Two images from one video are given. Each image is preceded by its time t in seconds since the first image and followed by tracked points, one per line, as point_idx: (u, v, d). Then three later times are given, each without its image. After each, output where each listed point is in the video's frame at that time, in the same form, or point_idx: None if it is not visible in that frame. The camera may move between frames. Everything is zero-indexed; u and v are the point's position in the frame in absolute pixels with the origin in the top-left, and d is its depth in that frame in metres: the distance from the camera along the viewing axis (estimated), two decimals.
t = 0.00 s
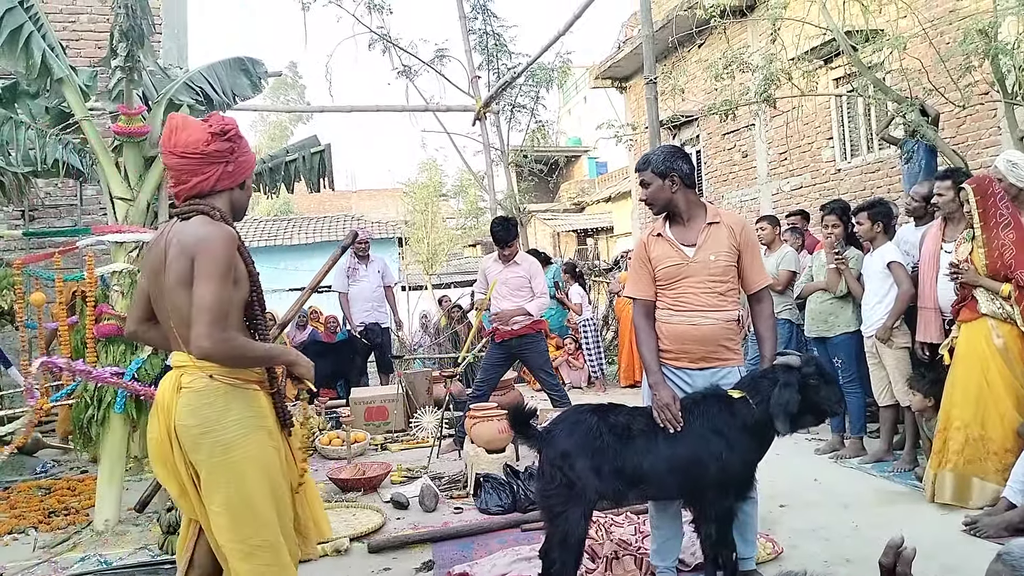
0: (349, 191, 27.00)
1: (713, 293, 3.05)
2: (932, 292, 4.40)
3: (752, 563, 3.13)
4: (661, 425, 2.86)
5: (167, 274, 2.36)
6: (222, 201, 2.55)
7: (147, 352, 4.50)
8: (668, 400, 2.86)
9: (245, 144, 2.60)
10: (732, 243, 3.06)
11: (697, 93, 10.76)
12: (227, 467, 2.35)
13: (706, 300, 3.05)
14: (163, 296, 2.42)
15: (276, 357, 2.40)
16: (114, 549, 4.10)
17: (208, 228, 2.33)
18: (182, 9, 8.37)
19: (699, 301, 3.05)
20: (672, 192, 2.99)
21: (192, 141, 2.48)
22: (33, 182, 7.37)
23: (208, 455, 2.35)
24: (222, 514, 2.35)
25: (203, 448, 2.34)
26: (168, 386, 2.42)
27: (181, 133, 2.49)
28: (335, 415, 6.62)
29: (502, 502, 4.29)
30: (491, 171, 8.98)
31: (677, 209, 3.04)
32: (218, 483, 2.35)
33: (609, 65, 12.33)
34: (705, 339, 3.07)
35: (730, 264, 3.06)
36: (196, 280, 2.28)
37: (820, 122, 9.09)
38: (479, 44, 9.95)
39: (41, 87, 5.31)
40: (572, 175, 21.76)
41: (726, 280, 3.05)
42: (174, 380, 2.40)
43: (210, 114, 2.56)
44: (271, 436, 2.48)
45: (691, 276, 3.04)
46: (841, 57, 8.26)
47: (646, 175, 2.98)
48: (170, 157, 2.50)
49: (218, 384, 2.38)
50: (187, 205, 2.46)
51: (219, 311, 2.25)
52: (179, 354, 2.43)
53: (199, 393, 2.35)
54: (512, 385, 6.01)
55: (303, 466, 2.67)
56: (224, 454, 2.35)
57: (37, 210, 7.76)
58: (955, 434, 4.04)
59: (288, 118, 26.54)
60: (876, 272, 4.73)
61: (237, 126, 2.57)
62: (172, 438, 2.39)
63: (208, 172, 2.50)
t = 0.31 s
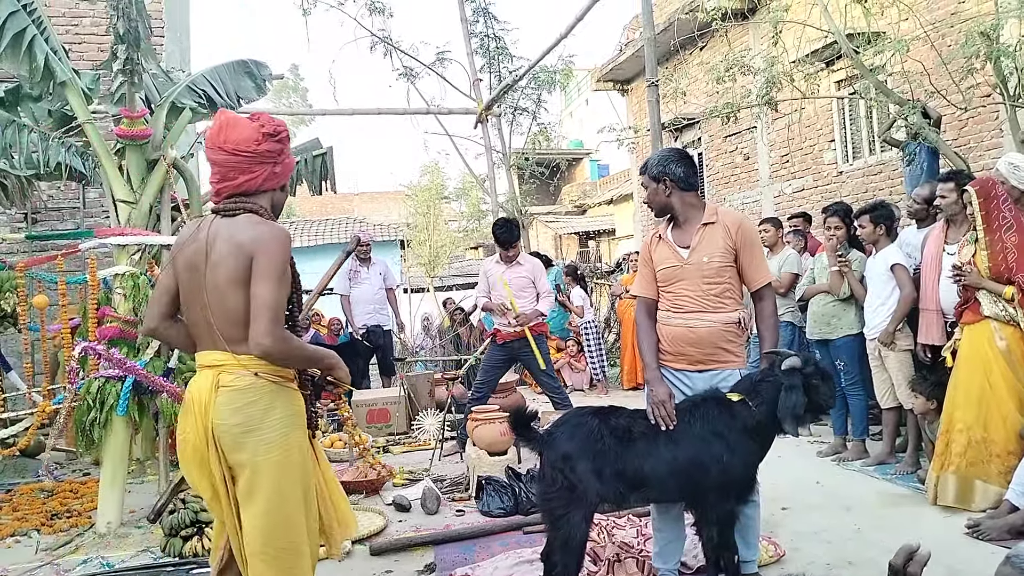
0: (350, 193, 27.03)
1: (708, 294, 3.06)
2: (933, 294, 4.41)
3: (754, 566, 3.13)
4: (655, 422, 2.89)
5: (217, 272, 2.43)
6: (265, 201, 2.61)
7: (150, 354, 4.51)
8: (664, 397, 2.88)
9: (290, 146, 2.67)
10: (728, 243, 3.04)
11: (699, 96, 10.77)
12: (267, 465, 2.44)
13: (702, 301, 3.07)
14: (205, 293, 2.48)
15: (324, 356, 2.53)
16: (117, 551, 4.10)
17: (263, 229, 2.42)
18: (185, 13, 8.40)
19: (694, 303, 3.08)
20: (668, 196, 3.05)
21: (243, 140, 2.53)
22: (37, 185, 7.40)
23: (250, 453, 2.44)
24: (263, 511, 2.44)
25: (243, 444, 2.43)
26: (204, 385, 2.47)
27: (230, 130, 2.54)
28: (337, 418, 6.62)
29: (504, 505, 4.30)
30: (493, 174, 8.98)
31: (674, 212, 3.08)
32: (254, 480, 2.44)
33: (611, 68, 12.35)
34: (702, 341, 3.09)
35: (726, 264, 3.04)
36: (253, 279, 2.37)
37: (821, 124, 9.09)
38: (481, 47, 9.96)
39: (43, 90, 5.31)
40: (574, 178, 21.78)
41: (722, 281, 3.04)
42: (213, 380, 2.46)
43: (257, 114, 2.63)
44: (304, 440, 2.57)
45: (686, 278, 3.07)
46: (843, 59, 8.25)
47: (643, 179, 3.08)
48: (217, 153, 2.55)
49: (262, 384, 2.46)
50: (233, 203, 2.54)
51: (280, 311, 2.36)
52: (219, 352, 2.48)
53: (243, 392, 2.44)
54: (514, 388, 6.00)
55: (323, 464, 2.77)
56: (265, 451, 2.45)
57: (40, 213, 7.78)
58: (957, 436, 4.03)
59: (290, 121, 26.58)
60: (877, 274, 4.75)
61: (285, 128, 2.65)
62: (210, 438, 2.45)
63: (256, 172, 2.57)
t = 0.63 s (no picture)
0: (349, 193, 27.03)
1: (705, 292, 3.07)
2: (931, 291, 4.40)
3: (753, 563, 3.13)
4: (650, 419, 2.91)
5: (249, 268, 2.49)
6: (287, 200, 2.69)
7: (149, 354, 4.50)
8: (658, 394, 2.91)
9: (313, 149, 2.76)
10: (725, 241, 3.03)
11: (697, 94, 10.77)
12: (287, 463, 2.51)
13: (698, 299, 3.08)
14: (232, 291, 2.53)
15: (347, 358, 2.60)
16: (116, 551, 4.10)
17: (299, 229, 2.51)
18: (182, 13, 8.39)
19: (691, 301, 3.10)
20: (666, 194, 3.07)
21: (275, 140, 2.60)
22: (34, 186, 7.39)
23: (271, 452, 2.50)
24: (283, 508, 2.50)
25: (264, 441, 2.49)
26: (223, 384, 2.51)
27: (262, 129, 2.60)
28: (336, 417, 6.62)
29: (503, 503, 4.30)
30: (492, 173, 8.98)
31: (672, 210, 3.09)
32: (271, 477, 2.50)
33: (609, 66, 12.35)
34: (698, 339, 3.10)
35: (724, 262, 3.03)
36: (289, 277, 2.44)
37: (820, 122, 9.10)
38: (479, 46, 9.96)
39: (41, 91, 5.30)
40: (573, 176, 21.78)
41: (719, 280, 3.04)
42: (234, 378, 2.50)
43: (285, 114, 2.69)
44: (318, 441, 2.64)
45: (683, 275, 3.09)
46: (841, 56, 8.24)
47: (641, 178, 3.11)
48: (247, 149, 2.59)
49: (284, 384, 2.53)
50: (258, 201, 2.61)
51: (315, 309, 2.43)
52: (239, 351, 2.52)
53: (265, 390, 2.50)
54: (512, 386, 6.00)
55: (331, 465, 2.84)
56: (286, 450, 2.51)
57: (38, 214, 7.77)
58: (956, 432, 4.04)
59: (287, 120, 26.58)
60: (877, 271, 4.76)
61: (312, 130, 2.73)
62: (229, 436, 2.49)
63: (284, 172, 2.65)
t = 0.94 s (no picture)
0: (339, 185, 26.92)
1: (693, 282, 3.07)
2: (920, 280, 4.40)
3: (742, 552, 3.14)
4: (640, 409, 2.95)
5: (247, 260, 2.49)
6: (283, 194, 2.67)
7: (137, 348, 4.47)
8: (648, 384, 2.95)
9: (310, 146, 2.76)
10: (714, 231, 3.03)
11: (688, 85, 10.76)
12: (293, 454, 2.54)
13: (687, 289, 3.09)
14: (229, 283, 2.52)
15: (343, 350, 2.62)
16: (106, 544, 4.09)
17: (296, 221, 2.51)
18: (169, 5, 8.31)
19: (680, 291, 3.10)
20: (655, 185, 3.07)
21: (276, 133, 2.59)
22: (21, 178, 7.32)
23: (276, 444, 2.52)
24: (290, 498, 2.53)
25: (265, 435, 2.51)
26: (224, 378, 2.51)
27: (264, 122, 2.60)
28: (326, 410, 6.61)
29: (494, 494, 4.30)
30: (482, 164, 8.96)
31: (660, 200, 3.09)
32: (273, 470, 2.52)
33: (600, 57, 12.31)
34: (687, 329, 3.10)
35: (713, 252, 3.03)
36: (288, 270, 2.45)
37: (810, 112, 9.10)
38: (469, 36, 9.91)
39: (26, 84, 5.24)
40: (563, 168, 21.76)
41: (708, 270, 3.05)
42: (235, 372, 2.50)
43: (285, 111, 2.69)
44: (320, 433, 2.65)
45: (672, 266, 3.10)
46: (831, 46, 8.24)
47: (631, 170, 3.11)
48: (247, 141, 2.57)
49: (287, 376, 2.55)
50: (255, 194, 2.59)
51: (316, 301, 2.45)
52: (238, 344, 2.53)
53: (268, 383, 2.51)
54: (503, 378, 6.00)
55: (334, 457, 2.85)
56: (290, 441, 2.54)
57: (25, 207, 7.71)
58: (943, 420, 4.07)
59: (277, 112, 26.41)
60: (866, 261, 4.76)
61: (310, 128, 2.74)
62: (233, 431, 2.49)
63: (283, 165, 2.63)
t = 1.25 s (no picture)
0: (314, 166, 26.61)
1: (666, 262, 3.09)
2: (893, 260, 4.45)
3: (719, 529, 3.19)
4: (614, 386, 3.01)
5: (225, 246, 2.45)
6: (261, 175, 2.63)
7: (110, 334, 4.39)
8: (621, 361, 3.04)
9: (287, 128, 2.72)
10: (686, 211, 3.03)
11: (664, 64, 10.73)
12: (281, 439, 2.53)
13: (659, 269, 3.11)
14: (208, 270, 2.48)
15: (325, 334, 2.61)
16: (82, 532, 4.05)
17: (273, 204, 2.48)
18: None
19: (653, 271, 3.12)
20: (630, 165, 3.06)
21: (255, 116, 2.55)
22: None
23: (265, 430, 2.50)
24: (279, 484, 2.51)
25: (253, 421, 2.49)
26: (209, 366, 2.48)
27: (241, 104, 2.54)
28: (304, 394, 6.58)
29: (473, 475, 4.32)
30: (458, 145, 8.89)
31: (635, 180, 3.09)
32: (261, 456, 2.51)
33: (576, 36, 12.22)
34: (661, 309, 3.11)
35: (685, 232, 3.05)
36: (269, 253, 2.42)
37: (785, 91, 9.13)
38: (444, 15, 9.78)
39: None
40: (540, 148, 21.68)
41: (680, 250, 3.06)
42: (221, 359, 2.47)
43: (262, 93, 2.64)
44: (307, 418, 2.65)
45: (644, 246, 3.12)
46: (806, 25, 8.25)
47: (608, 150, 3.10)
48: (224, 123, 2.52)
49: (274, 362, 2.53)
50: (230, 176, 2.54)
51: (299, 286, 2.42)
52: (221, 331, 2.50)
53: (256, 370, 2.49)
54: (481, 359, 6.01)
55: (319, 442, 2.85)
56: (279, 427, 2.53)
57: None
58: (916, 397, 4.14)
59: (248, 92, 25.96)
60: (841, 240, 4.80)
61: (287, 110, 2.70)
62: (221, 419, 2.46)
63: (261, 149, 2.59)
